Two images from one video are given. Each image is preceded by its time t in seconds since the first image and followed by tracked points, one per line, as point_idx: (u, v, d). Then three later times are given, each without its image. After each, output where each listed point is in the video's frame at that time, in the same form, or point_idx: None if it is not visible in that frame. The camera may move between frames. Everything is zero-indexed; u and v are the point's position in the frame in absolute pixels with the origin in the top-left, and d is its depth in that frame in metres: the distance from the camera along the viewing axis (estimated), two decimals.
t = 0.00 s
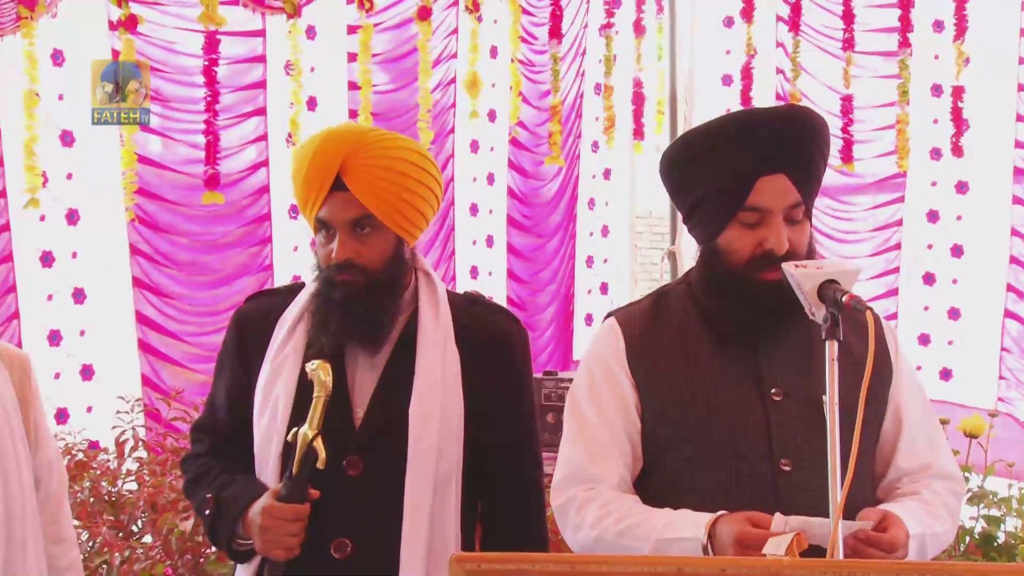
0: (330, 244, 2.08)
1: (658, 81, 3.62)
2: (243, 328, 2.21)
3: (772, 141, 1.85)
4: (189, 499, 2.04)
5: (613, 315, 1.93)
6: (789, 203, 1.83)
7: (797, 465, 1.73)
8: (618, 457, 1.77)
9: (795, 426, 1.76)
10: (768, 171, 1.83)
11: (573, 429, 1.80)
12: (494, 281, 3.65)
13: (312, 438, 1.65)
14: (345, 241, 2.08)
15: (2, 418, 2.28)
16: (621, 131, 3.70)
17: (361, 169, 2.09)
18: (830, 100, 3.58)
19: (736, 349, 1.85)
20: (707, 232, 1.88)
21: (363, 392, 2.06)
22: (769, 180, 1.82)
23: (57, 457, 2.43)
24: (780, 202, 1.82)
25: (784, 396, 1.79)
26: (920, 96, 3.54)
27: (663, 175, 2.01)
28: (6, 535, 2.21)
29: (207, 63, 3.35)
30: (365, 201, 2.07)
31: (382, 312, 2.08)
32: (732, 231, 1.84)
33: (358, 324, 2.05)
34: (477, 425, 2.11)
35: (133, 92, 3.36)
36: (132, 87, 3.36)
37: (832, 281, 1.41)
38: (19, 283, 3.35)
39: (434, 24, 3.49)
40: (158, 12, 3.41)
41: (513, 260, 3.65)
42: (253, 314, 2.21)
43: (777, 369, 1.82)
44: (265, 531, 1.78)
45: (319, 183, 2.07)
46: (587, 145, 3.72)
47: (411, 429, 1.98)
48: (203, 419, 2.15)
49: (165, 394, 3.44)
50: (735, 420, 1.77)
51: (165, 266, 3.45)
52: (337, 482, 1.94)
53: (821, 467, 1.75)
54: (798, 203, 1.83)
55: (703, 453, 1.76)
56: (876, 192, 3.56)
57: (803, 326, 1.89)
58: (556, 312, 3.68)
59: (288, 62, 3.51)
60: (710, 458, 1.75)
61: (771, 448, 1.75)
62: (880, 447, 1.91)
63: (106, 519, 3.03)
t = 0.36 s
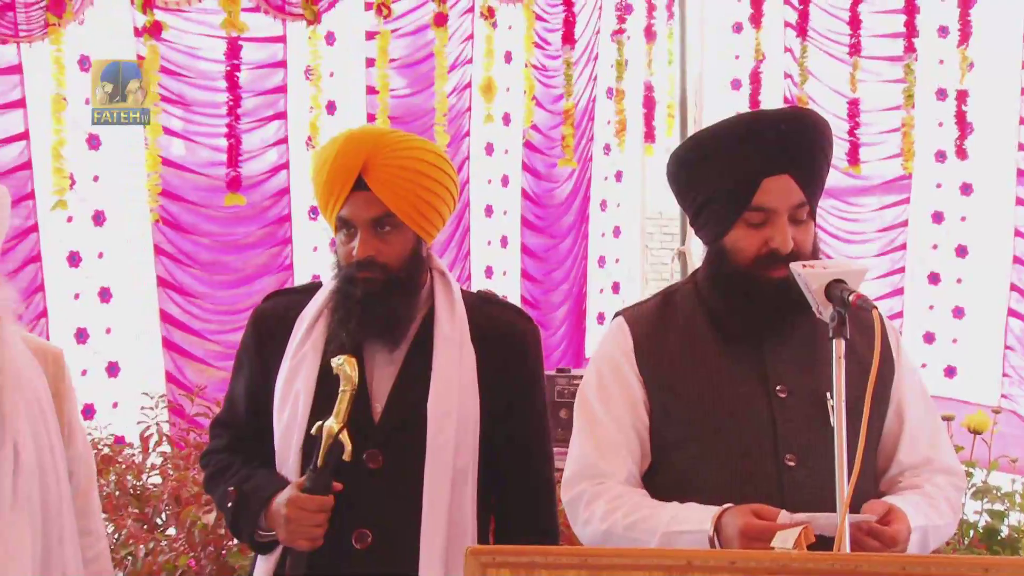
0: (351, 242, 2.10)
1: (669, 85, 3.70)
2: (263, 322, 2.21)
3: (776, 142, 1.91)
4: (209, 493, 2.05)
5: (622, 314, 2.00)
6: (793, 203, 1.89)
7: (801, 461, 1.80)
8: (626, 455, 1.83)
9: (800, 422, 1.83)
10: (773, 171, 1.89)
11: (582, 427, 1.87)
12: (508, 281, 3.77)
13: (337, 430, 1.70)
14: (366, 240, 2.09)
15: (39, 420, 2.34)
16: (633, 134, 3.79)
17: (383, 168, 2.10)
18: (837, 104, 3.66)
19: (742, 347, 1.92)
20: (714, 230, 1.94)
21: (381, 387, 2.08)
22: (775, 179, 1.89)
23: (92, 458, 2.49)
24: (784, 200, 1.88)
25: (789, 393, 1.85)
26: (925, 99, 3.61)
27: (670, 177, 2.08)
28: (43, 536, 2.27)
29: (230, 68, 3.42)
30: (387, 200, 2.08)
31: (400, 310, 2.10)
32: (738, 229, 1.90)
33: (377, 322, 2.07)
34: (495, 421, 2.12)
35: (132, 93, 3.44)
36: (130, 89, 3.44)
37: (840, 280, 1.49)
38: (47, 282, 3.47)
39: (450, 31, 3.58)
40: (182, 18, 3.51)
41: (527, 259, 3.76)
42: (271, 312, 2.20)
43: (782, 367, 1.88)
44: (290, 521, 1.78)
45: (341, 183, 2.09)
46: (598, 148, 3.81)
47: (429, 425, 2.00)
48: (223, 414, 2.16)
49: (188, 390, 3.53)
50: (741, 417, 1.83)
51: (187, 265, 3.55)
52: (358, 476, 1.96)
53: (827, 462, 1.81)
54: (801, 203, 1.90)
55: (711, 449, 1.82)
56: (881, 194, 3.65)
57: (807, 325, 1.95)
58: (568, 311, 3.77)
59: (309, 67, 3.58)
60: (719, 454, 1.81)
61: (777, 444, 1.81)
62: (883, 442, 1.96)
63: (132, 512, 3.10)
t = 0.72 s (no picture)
0: (364, 242, 2.04)
1: (680, 89, 3.79)
2: (275, 317, 2.14)
3: (777, 141, 1.90)
4: (222, 490, 1.99)
5: (628, 314, 1.98)
6: (794, 200, 1.88)
7: (806, 458, 1.79)
8: (635, 452, 1.82)
9: (804, 418, 1.82)
10: (774, 170, 1.89)
11: (591, 425, 1.86)
12: (523, 280, 3.87)
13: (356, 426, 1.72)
14: (379, 241, 2.03)
15: (72, 412, 2.34)
16: (645, 137, 3.87)
17: (395, 170, 2.05)
18: (844, 107, 3.75)
19: (746, 344, 1.90)
20: (716, 229, 1.93)
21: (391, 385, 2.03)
22: (775, 177, 1.88)
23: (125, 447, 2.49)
24: (785, 199, 1.88)
25: (794, 389, 1.84)
26: (931, 103, 3.70)
27: (674, 177, 2.07)
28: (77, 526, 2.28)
29: (252, 74, 3.57)
30: (399, 203, 2.02)
31: (410, 307, 2.04)
32: (739, 229, 1.89)
33: (387, 321, 2.01)
34: (504, 417, 2.08)
35: (132, 93, 3.56)
36: (131, 88, 3.56)
37: (847, 279, 1.55)
38: (74, 282, 3.57)
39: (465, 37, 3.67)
40: (204, 24, 3.58)
41: (541, 260, 3.85)
42: (278, 312, 2.14)
43: (786, 364, 1.87)
44: (308, 514, 1.74)
45: (352, 184, 2.02)
46: (611, 150, 3.93)
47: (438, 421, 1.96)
48: (234, 410, 2.09)
49: (211, 387, 3.64)
50: (745, 414, 1.82)
51: (210, 265, 3.64)
52: (370, 471, 1.92)
53: (833, 459, 1.79)
54: (802, 201, 1.89)
55: (717, 446, 1.81)
56: (888, 195, 3.74)
57: (811, 321, 1.94)
58: (581, 311, 3.88)
59: (328, 73, 3.70)
60: (725, 451, 1.80)
61: (782, 440, 1.80)
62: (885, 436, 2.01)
63: (156, 505, 3.20)
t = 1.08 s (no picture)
0: (363, 243, 2.00)
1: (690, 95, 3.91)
2: (270, 320, 2.09)
3: (777, 139, 1.88)
4: (218, 490, 1.92)
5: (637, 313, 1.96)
6: (795, 198, 1.86)
7: (813, 452, 1.77)
8: (644, 448, 1.80)
9: (811, 415, 1.80)
10: (775, 168, 1.86)
11: (601, 422, 1.84)
12: (538, 280, 3.97)
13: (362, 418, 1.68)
14: (379, 239, 2.00)
15: (101, 418, 2.09)
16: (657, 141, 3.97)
17: (396, 170, 2.01)
18: (852, 111, 3.83)
19: (752, 342, 1.88)
20: (720, 229, 1.91)
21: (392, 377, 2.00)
22: (774, 176, 1.86)
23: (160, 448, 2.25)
24: (785, 195, 1.85)
25: (800, 386, 1.82)
26: (938, 107, 3.77)
27: (679, 177, 2.06)
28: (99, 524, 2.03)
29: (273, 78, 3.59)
30: (401, 203, 1.99)
31: (409, 302, 2.02)
32: (742, 228, 1.87)
33: (387, 316, 2.00)
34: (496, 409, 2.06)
35: (133, 95, 3.64)
36: (131, 90, 3.64)
37: (855, 279, 1.58)
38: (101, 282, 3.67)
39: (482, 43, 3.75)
40: (228, 31, 3.69)
41: (555, 260, 3.93)
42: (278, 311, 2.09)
43: (793, 361, 1.85)
44: (321, 503, 1.71)
45: (354, 185, 1.98)
46: (624, 153, 4.03)
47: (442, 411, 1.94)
48: (228, 410, 2.01)
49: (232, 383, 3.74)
50: (752, 411, 1.80)
51: (233, 266, 3.74)
52: (375, 461, 1.89)
53: (839, 455, 1.78)
54: (803, 199, 1.87)
55: (725, 444, 1.79)
56: (895, 197, 3.82)
57: (814, 317, 1.92)
58: (595, 310, 3.96)
59: (348, 78, 3.80)
60: (733, 448, 1.78)
61: (789, 437, 1.78)
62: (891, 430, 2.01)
63: (181, 499, 3.30)
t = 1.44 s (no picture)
0: (351, 246, 1.96)
1: (699, 99, 4.01)
2: (266, 324, 2.06)
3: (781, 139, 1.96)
4: (219, 488, 1.92)
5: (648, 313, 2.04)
6: (802, 199, 1.94)
7: (817, 449, 1.84)
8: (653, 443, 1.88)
9: (816, 413, 1.87)
10: (782, 168, 1.94)
11: (610, 418, 1.92)
12: (550, 279, 4.06)
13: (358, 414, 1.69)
14: (366, 242, 1.95)
15: (121, 412, 2.04)
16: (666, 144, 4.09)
17: (379, 173, 1.95)
18: (857, 115, 3.91)
19: (759, 342, 1.96)
20: (730, 228, 1.99)
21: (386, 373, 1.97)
22: (782, 177, 1.94)
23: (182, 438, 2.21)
24: (792, 196, 1.93)
25: (805, 384, 1.89)
26: (942, 110, 3.85)
27: (691, 178, 2.15)
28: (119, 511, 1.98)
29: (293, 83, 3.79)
30: (385, 207, 1.94)
31: (399, 301, 1.98)
32: (751, 228, 1.95)
33: (380, 316, 1.95)
34: (491, 409, 2.01)
35: (133, 94, 3.64)
36: (129, 89, 3.63)
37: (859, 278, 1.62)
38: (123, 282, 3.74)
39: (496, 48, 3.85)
40: (248, 37, 3.78)
41: (567, 260, 4.03)
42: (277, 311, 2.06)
43: (799, 360, 1.92)
44: (315, 499, 1.70)
45: (337, 191, 1.93)
46: (634, 156, 4.14)
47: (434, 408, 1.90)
48: (229, 410, 1.99)
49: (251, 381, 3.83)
50: (759, 409, 1.88)
51: (253, 265, 3.83)
52: (371, 458, 1.87)
53: (843, 451, 1.85)
54: (811, 200, 1.94)
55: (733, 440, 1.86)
56: (899, 199, 3.89)
57: (820, 318, 1.99)
58: (605, 308, 4.08)
59: (366, 82, 3.93)
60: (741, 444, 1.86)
61: (794, 434, 1.85)
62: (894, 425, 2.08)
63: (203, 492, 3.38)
